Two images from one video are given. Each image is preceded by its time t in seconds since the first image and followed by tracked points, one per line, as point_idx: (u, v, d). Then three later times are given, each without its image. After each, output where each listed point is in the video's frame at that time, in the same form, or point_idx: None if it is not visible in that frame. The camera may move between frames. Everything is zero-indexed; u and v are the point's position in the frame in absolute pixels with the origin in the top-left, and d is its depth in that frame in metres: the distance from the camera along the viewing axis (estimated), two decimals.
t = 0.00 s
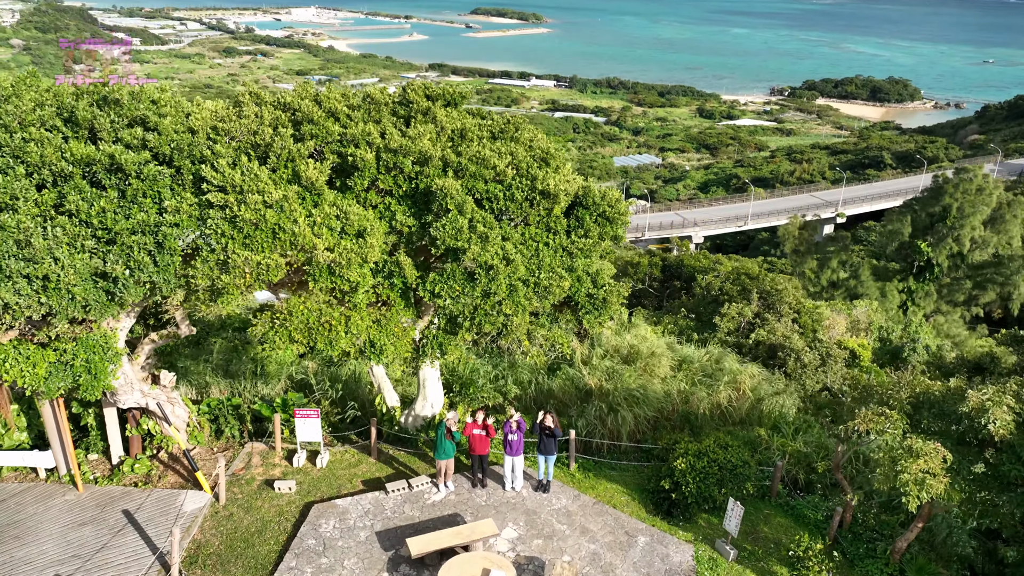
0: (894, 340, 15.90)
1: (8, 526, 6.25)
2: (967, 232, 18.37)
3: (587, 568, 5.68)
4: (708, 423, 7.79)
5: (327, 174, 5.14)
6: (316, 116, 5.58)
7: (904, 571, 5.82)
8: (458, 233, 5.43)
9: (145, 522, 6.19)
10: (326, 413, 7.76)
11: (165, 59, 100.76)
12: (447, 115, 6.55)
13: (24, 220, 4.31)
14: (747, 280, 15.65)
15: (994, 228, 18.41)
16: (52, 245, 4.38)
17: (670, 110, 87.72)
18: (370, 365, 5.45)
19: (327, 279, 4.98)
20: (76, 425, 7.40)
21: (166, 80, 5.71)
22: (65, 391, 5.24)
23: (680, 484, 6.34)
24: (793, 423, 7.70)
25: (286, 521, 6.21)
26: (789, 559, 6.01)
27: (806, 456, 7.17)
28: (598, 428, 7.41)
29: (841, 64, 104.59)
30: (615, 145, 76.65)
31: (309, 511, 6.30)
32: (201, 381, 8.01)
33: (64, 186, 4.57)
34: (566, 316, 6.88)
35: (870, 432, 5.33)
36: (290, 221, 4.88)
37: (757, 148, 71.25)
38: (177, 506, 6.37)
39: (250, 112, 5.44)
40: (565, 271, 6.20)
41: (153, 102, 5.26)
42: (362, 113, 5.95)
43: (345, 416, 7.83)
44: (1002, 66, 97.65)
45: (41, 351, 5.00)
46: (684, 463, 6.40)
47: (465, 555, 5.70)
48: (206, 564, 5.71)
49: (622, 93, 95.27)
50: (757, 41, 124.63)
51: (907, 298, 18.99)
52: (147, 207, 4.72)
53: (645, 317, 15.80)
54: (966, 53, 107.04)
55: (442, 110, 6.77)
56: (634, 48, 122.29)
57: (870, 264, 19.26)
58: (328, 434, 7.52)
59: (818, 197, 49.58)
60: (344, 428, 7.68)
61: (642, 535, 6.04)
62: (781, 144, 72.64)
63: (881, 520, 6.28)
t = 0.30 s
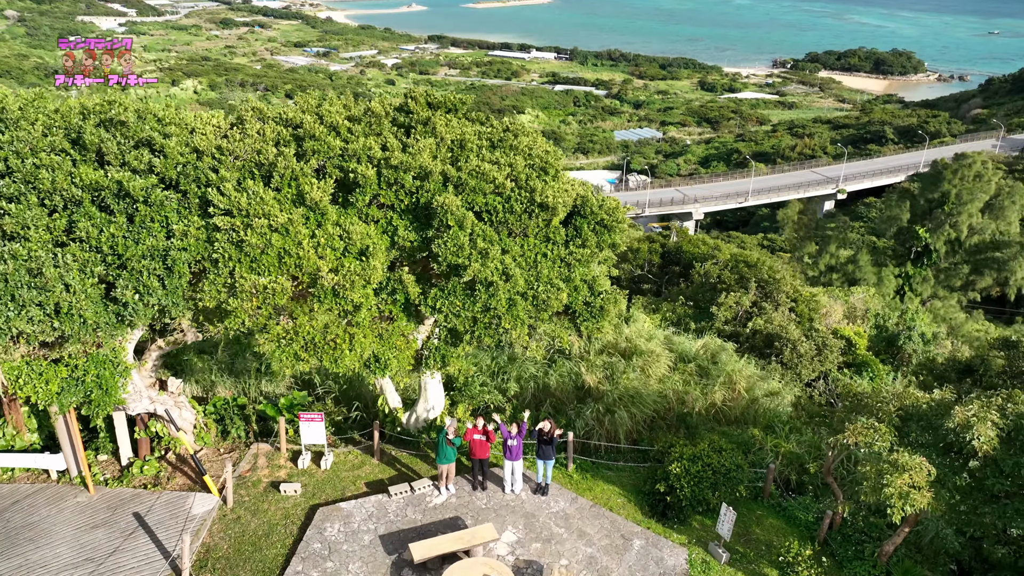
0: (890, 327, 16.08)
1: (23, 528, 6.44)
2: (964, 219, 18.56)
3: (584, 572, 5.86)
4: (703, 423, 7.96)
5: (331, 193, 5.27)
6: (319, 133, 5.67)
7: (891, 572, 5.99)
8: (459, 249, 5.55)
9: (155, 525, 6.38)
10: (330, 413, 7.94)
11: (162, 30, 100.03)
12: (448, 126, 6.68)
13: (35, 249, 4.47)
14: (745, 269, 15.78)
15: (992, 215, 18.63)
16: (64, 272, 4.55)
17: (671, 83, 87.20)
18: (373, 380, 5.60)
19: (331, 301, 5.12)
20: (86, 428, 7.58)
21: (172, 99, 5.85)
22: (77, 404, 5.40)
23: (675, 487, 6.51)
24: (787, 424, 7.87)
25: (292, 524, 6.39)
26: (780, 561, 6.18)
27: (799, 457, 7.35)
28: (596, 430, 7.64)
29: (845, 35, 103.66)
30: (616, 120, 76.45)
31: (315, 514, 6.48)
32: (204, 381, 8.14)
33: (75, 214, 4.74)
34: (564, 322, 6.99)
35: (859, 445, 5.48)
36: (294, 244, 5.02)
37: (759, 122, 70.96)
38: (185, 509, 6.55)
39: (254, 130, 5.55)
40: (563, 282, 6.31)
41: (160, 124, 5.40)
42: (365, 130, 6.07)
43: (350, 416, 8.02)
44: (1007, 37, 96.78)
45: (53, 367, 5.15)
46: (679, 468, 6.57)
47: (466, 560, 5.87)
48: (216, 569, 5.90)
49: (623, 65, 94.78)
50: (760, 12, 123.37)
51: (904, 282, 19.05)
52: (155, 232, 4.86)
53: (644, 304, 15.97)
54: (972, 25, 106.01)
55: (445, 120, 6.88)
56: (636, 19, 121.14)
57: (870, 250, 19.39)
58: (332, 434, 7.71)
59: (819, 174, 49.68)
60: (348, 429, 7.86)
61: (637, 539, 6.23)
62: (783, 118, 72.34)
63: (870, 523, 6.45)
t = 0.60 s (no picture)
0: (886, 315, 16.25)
1: (37, 529, 6.64)
2: (961, 206, 18.55)
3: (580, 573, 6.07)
4: (697, 423, 8.17)
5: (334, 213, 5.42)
6: (321, 149, 5.78)
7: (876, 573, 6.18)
8: (458, 267, 5.71)
9: (165, 527, 6.59)
10: (334, 414, 8.16)
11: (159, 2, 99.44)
12: (449, 136, 6.79)
13: (50, 276, 4.66)
14: (742, 258, 15.91)
15: (990, 201, 18.73)
16: (77, 297, 4.73)
17: (673, 56, 86.60)
18: (376, 392, 5.77)
19: (336, 321, 5.28)
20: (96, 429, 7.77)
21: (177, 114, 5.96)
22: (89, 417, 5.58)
23: (668, 490, 6.72)
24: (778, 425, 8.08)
25: (297, 526, 6.61)
26: (770, 561, 6.40)
27: (790, 458, 7.55)
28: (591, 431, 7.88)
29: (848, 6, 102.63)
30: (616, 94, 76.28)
31: (319, 516, 6.69)
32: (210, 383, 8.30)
33: (87, 238, 4.91)
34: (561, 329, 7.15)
35: (848, 456, 5.65)
36: (298, 264, 5.18)
37: (760, 96, 70.61)
38: (194, 511, 6.77)
39: (257, 148, 5.67)
40: (561, 292, 6.46)
41: (166, 142, 5.53)
42: (367, 144, 6.19)
43: (353, 415, 8.23)
44: (1013, 9, 95.84)
45: (66, 382, 5.32)
46: (672, 471, 6.77)
47: (466, 562, 6.06)
48: (225, 570, 6.12)
49: (624, 37, 94.11)
50: None
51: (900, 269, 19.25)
52: (164, 255, 5.02)
53: (642, 293, 16.16)
54: None
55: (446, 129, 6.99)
56: None
57: (868, 235, 19.51)
58: (335, 434, 7.92)
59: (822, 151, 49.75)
60: (351, 429, 8.08)
61: (632, 541, 6.44)
62: (785, 91, 72.03)
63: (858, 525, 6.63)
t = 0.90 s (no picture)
0: (880, 302, 16.49)
1: (54, 526, 6.87)
2: (957, 191, 18.75)
3: (574, 570, 6.35)
4: (689, 420, 8.46)
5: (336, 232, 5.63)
6: (323, 166, 5.98)
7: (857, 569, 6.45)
8: (457, 281, 5.94)
9: (177, 526, 6.84)
10: (337, 412, 8.42)
11: None
12: (448, 148, 6.99)
13: (67, 299, 4.89)
14: (739, 246, 16.07)
15: (986, 187, 18.89)
16: (92, 320, 4.94)
17: (674, 26, 86.03)
18: (379, 403, 6.01)
19: (340, 337, 5.50)
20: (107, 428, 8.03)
21: (184, 133, 6.15)
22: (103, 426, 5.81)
23: (660, 489, 7.00)
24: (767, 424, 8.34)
25: (303, 524, 6.89)
26: (755, 558, 6.68)
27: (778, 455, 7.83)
28: (585, 429, 8.15)
29: None
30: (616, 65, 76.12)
31: (325, 514, 6.97)
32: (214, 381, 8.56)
33: (100, 260, 5.12)
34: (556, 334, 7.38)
35: (831, 462, 5.92)
36: (304, 282, 5.39)
37: (762, 69, 70.28)
38: (205, 509, 7.03)
39: (261, 168, 5.87)
40: (557, 302, 6.70)
41: (174, 162, 5.72)
42: (369, 159, 6.39)
43: (356, 413, 8.49)
44: None
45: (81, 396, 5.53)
46: (664, 471, 7.05)
47: (466, 560, 6.34)
48: (234, 568, 6.41)
49: (626, 8, 93.40)
50: None
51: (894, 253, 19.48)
52: (174, 274, 5.22)
53: (640, 280, 16.38)
54: None
55: (444, 140, 7.19)
56: None
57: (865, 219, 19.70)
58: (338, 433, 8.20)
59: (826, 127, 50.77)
60: (354, 426, 8.36)
61: (624, 539, 6.73)
62: (787, 63, 71.65)
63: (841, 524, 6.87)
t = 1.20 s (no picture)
0: (875, 287, 16.74)
1: (70, 521, 7.15)
2: (953, 176, 18.84)
3: (570, 565, 6.64)
4: (684, 415, 8.72)
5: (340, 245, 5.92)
6: (327, 179, 6.21)
7: (841, 564, 6.73)
8: (457, 292, 6.19)
9: (188, 521, 7.10)
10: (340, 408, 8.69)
11: None
12: (449, 155, 7.22)
13: (83, 316, 5.25)
14: (735, 233, 16.25)
15: (982, 172, 19.00)
16: (108, 337, 5.29)
17: None
18: (385, 408, 6.31)
19: (345, 350, 5.80)
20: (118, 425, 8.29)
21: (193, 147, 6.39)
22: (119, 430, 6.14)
23: (653, 485, 7.28)
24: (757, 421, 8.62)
25: (310, 519, 7.18)
26: (743, 552, 6.97)
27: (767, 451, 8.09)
28: (582, 425, 8.42)
29: None
30: (618, 36, 78.34)
31: (330, 510, 7.25)
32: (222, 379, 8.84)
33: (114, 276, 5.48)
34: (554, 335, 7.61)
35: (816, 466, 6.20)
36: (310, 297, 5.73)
37: (765, 41, 70.14)
38: (215, 505, 7.29)
39: (267, 182, 6.14)
40: (554, 307, 6.93)
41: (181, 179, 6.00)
42: (372, 171, 6.62)
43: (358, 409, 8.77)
44: None
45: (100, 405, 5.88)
46: (656, 469, 7.33)
47: (466, 555, 6.64)
48: (244, 563, 6.70)
49: None
50: None
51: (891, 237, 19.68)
52: (184, 291, 5.55)
53: (638, 265, 16.63)
54: None
55: (444, 147, 7.41)
56: None
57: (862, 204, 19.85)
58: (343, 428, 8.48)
59: (829, 103, 53.39)
60: (357, 421, 8.65)
61: (618, 534, 7.02)
62: (790, 36, 71.46)
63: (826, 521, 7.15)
